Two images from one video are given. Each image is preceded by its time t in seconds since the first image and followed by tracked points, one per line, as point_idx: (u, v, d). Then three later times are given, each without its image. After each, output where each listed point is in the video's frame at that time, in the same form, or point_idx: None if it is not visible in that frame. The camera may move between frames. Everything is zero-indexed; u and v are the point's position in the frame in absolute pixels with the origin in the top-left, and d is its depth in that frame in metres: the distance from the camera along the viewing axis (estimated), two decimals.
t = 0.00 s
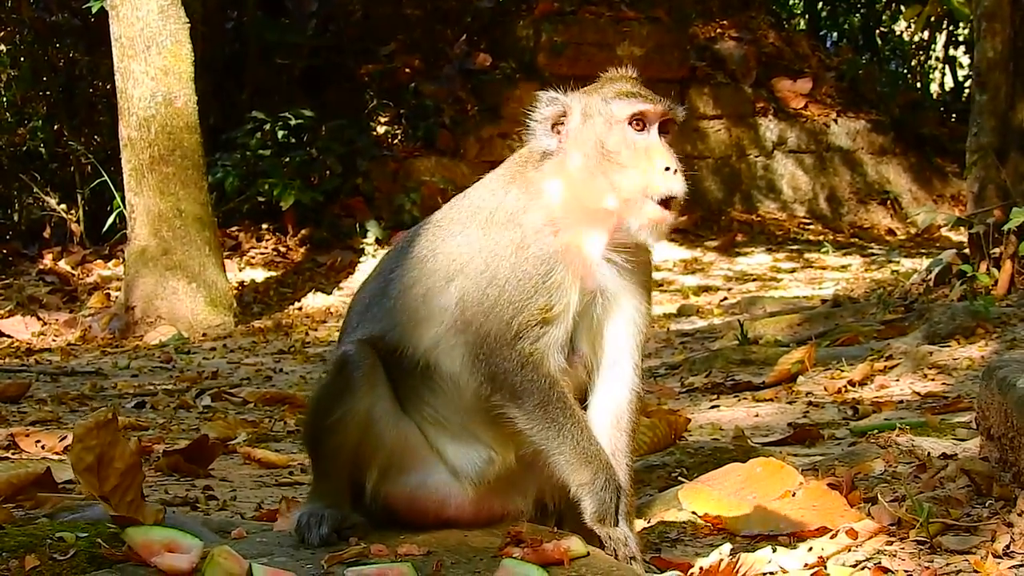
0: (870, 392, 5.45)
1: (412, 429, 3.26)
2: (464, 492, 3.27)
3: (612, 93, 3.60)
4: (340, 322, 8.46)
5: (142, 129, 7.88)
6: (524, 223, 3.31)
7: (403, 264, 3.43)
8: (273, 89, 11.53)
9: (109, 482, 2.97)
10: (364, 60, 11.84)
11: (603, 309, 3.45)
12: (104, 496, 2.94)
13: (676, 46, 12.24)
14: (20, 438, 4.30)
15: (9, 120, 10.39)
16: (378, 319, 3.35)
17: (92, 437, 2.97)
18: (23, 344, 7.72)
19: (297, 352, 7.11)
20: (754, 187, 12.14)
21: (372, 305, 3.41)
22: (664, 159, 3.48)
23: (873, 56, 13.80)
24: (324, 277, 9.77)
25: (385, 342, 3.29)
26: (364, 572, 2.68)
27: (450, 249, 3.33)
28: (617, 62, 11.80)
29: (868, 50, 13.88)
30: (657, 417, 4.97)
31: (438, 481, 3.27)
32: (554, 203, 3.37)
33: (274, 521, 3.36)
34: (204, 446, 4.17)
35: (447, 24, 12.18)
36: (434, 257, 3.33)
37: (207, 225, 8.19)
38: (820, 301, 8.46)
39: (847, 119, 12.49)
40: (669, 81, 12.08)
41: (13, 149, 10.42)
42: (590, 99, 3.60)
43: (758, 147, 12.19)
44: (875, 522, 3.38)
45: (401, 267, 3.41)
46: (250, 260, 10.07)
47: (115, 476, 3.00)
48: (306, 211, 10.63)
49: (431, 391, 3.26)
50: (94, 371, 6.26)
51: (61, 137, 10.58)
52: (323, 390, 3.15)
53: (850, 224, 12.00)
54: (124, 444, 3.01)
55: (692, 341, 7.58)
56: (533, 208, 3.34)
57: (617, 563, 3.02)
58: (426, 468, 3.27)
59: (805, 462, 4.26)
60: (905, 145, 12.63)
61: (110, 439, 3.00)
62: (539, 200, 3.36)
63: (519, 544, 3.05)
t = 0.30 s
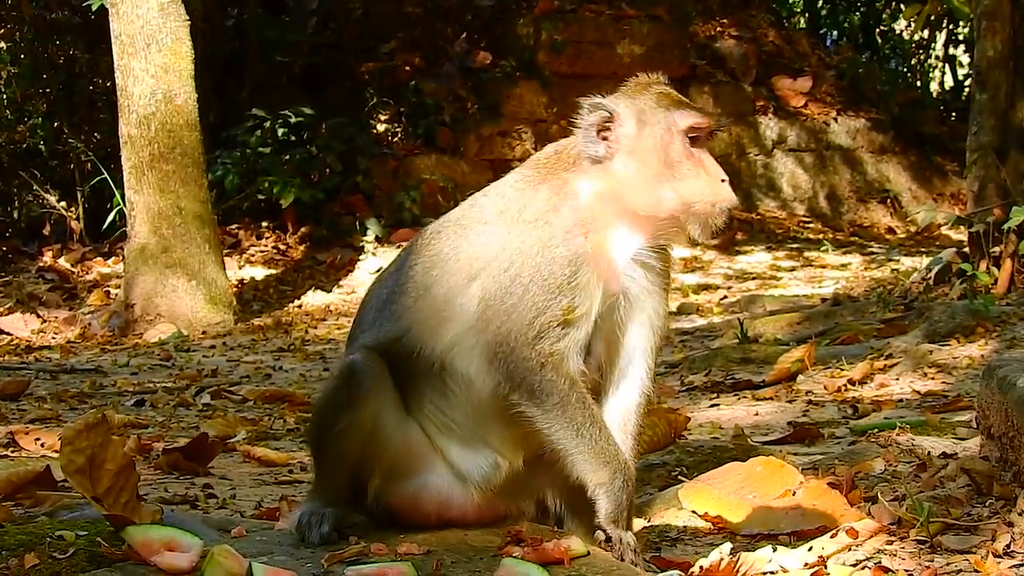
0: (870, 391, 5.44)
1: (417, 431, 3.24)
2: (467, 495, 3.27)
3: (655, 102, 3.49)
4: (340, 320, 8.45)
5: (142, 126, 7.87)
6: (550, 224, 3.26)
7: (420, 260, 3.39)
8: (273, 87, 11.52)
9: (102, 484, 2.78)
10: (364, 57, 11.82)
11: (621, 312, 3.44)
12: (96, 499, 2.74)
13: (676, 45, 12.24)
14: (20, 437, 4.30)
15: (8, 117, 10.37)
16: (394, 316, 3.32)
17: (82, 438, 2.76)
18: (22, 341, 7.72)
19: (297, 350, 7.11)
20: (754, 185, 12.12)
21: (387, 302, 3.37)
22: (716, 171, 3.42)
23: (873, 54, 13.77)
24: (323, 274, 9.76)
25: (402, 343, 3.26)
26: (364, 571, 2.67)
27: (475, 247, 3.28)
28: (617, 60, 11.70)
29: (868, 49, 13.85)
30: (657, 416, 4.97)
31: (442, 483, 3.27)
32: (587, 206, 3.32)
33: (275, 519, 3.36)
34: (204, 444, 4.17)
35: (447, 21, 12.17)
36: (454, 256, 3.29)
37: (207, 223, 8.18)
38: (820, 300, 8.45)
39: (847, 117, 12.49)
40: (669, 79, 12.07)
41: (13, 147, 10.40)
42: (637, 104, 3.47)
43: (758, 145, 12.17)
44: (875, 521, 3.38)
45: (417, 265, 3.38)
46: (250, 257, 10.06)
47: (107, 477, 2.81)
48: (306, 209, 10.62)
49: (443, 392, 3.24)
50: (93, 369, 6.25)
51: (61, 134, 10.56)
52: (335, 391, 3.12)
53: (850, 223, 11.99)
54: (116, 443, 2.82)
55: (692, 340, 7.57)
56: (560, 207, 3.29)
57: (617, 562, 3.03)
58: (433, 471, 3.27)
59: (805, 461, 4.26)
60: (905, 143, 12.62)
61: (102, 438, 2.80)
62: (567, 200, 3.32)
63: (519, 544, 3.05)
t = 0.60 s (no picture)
0: (871, 389, 5.44)
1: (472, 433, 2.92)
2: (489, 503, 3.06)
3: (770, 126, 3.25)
4: (340, 318, 8.45)
5: (142, 124, 7.87)
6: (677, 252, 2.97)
7: (501, 245, 3.01)
8: (272, 86, 11.53)
9: (112, 473, 2.98)
10: (364, 55, 11.81)
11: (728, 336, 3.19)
12: (106, 486, 2.95)
13: (675, 45, 12.01)
14: (20, 434, 4.29)
15: (8, 116, 10.36)
16: (471, 300, 2.92)
17: (95, 426, 2.96)
18: (23, 340, 7.72)
19: (297, 348, 7.11)
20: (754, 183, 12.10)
21: (463, 282, 2.96)
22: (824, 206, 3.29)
23: (873, 52, 13.68)
24: (323, 273, 9.76)
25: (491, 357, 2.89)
26: (366, 568, 2.66)
27: (577, 251, 2.94)
28: (617, 59, 11.70)
29: (869, 47, 13.79)
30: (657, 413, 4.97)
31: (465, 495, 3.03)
32: (695, 228, 3.05)
33: (276, 515, 3.35)
34: (204, 441, 4.17)
35: (447, 20, 12.16)
36: (547, 248, 2.95)
37: (207, 221, 8.19)
38: (820, 298, 8.44)
39: (848, 116, 12.47)
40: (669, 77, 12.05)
41: (13, 145, 10.40)
42: (758, 132, 3.21)
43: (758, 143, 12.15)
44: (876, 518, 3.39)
45: (495, 250, 3.00)
46: (250, 256, 10.07)
47: (117, 466, 3.00)
48: (306, 207, 10.62)
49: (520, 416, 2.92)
50: (94, 367, 6.25)
51: (61, 133, 10.55)
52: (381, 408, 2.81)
53: (850, 221, 11.97)
54: (128, 433, 3.01)
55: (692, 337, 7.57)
56: (687, 233, 3.02)
57: (619, 558, 3.02)
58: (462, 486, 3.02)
59: (805, 458, 4.26)
60: (905, 141, 12.61)
61: (115, 428, 2.99)
62: (689, 226, 3.04)
63: (521, 539, 3.03)
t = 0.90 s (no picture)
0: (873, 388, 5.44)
1: (578, 394, 3.32)
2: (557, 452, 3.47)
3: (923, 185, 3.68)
4: (342, 315, 8.46)
5: (145, 121, 7.88)
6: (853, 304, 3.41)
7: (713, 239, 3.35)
8: (275, 83, 11.55)
9: (112, 470, 2.93)
10: (366, 52, 11.79)
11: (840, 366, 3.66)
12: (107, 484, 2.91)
13: (679, 40, 12.00)
14: (23, 431, 4.30)
15: (11, 112, 10.36)
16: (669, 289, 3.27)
17: (96, 424, 2.86)
18: (25, 336, 7.73)
19: (299, 345, 7.12)
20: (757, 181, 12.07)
21: (666, 250, 3.31)
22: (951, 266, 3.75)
23: (875, 50, 13.60)
24: (326, 270, 9.78)
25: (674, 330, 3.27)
26: (367, 567, 2.66)
27: (762, 300, 3.31)
28: (620, 56, 11.64)
29: (871, 45, 13.66)
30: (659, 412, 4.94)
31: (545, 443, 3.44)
32: (861, 279, 3.45)
33: (277, 514, 3.38)
34: (207, 438, 4.19)
35: (450, 16, 12.11)
36: (751, 278, 3.32)
37: (209, 218, 8.19)
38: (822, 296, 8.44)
39: (850, 113, 12.39)
40: (672, 74, 11.94)
41: (16, 142, 10.40)
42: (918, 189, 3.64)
43: (760, 140, 12.11)
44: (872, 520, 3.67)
45: (707, 241, 3.35)
46: (253, 252, 10.09)
47: (118, 462, 2.94)
48: (308, 204, 10.64)
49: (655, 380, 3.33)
50: (96, 364, 6.26)
51: (63, 129, 10.55)
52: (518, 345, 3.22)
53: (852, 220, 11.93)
54: (129, 430, 2.93)
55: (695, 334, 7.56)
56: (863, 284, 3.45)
57: (619, 556, 3.04)
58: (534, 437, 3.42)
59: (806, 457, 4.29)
60: (908, 139, 12.58)
61: (115, 424, 2.91)
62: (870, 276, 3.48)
63: (522, 537, 3.05)
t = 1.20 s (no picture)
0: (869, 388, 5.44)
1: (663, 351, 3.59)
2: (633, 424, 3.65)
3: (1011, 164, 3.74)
4: (340, 312, 8.46)
5: (143, 117, 7.87)
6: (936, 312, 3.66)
7: (826, 231, 3.66)
8: (276, 79, 11.56)
9: (106, 473, 2.95)
10: (367, 49, 11.77)
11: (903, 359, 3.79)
12: (104, 488, 2.96)
13: (680, 39, 11.93)
14: (15, 428, 4.30)
15: (9, 107, 10.36)
16: (789, 282, 3.61)
17: (94, 426, 2.92)
18: (20, 332, 7.73)
19: (296, 342, 7.12)
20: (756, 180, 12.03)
21: (781, 233, 3.65)
22: None
23: (876, 50, 13.58)
24: (324, 267, 9.78)
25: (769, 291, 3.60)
26: (355, 568, 2.66)
27: (857, 279, 3.63)
28: (621, 54, 11.63)
29: (872, 45, 13.64)
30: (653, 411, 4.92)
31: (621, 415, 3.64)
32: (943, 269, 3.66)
33: (269, 513, 3.43)
34: (200, 435, 4.20)
35: (451, 13, 12.10)
36: (850, 256, 3.65)
37: (207, 214, 8.19)
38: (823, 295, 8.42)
39: (851, 113, 12.30)
40: (673, 74, 11.92)
41: (13, 137, 10.40)
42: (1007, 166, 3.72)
43: (760, 139, 12.08)
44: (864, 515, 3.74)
45: (815, 227, 3.68)
46: (251, 249, 10.09)
47: (110, 464, 2.97)
48: (307, 200, 10.66)
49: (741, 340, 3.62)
50: (91, 360, 6.26)
51: (61, 124, 10.56)
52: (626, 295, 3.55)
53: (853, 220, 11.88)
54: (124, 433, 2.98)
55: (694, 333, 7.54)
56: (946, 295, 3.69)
57: (607, 555, 3.04)
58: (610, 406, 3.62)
59: (798, 455, 4.29)
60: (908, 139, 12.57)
61: (110, 427, 2.95)
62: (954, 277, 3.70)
63: (512, 536, 3.05)
